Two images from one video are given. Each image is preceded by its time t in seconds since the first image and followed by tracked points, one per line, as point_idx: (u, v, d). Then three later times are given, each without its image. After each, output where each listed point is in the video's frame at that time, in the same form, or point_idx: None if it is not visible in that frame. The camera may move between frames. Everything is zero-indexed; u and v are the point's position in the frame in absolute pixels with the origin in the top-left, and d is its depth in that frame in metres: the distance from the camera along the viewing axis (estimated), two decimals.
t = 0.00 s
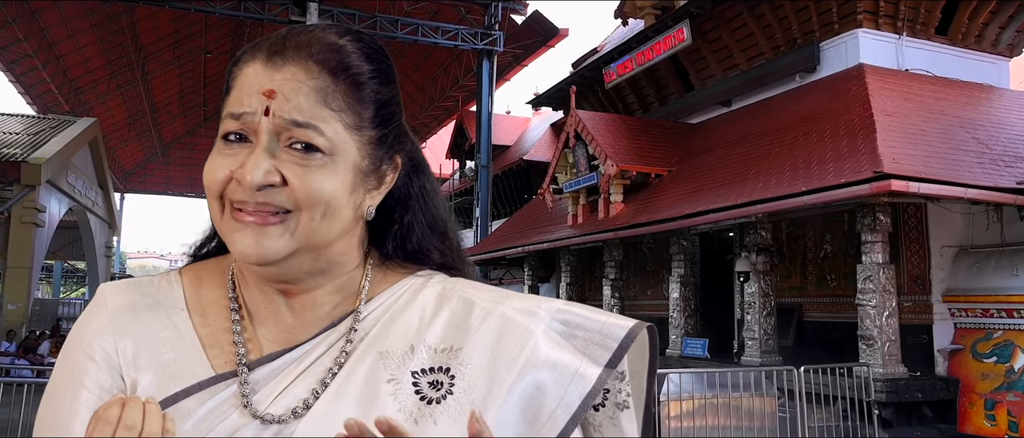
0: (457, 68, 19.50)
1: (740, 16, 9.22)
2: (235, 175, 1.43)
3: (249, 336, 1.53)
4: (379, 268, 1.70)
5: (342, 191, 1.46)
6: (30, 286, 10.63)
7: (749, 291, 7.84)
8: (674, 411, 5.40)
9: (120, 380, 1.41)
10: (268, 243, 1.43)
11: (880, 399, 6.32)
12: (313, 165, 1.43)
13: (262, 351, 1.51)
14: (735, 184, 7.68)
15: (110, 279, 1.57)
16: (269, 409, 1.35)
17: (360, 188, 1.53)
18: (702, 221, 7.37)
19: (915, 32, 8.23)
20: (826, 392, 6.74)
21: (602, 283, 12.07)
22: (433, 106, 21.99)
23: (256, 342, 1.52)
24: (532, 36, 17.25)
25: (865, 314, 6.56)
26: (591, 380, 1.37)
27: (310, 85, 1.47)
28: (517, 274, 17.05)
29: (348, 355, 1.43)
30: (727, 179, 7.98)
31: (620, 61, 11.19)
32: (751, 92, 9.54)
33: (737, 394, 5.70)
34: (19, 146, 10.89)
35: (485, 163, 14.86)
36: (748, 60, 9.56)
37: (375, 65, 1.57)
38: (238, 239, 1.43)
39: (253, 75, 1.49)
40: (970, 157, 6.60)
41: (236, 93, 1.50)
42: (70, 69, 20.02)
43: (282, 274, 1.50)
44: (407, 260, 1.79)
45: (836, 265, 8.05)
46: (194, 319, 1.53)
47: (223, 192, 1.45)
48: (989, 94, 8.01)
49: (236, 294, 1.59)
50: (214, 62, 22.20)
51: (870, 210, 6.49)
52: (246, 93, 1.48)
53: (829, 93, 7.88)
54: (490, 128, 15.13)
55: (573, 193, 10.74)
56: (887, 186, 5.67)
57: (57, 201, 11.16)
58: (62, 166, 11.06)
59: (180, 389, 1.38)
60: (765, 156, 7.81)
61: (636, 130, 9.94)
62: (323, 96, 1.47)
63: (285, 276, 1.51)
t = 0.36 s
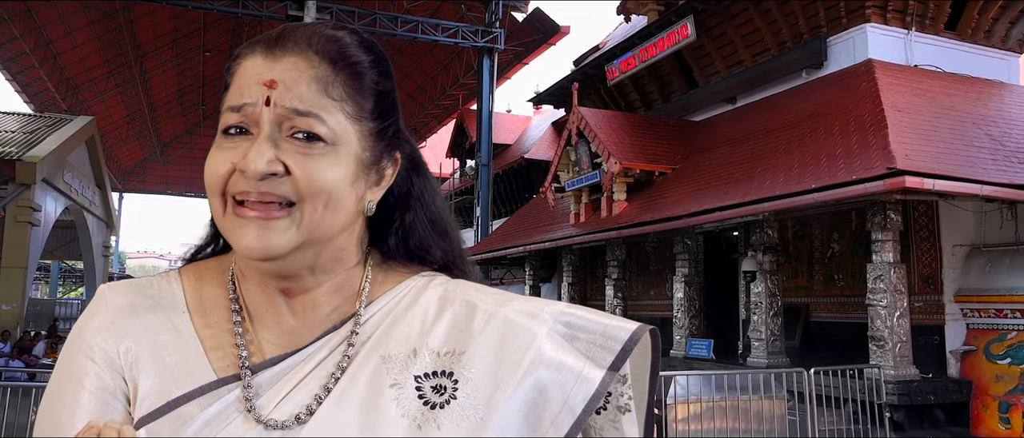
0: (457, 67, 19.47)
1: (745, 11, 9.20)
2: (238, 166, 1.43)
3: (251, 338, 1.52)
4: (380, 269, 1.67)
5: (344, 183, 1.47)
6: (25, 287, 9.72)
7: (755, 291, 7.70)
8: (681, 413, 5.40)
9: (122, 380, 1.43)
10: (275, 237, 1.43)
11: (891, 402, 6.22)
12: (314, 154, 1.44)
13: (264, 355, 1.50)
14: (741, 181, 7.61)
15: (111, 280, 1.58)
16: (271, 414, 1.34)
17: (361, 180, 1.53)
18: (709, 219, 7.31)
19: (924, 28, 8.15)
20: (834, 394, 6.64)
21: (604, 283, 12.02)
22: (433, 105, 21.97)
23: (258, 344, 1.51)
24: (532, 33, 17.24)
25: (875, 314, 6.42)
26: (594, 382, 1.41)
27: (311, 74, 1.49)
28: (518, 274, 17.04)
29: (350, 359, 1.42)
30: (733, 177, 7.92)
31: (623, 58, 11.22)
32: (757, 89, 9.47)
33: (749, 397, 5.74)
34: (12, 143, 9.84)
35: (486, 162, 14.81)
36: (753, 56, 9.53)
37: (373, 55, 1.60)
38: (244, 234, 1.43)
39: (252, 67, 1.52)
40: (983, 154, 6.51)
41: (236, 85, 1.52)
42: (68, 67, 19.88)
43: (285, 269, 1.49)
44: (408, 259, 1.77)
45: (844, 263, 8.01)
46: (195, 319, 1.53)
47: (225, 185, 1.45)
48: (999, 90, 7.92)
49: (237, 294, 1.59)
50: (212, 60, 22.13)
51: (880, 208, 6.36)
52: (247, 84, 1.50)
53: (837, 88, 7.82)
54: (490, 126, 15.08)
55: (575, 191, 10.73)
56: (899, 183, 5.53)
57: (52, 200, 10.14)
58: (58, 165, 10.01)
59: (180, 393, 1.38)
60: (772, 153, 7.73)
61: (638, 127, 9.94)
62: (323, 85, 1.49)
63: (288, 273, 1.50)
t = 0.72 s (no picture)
0: (457, 66, 19.47)
1: (750, 7, 9.17)
2: (253, 170, 1.49)
3: (253, 341, 1.54)
4: (382, 272, 1.69)
5: (359, 177, 1.55)
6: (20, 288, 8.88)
7: (761, 291, 7.57)
8: (688, 417, 5.36)
9: (122, 384, 1.43)
10: (293, 236, 1.47)
11: (902, 404, 6.07)
12: (327, 149, 1.51)
13: (266, 356, 1.51)
14: (748, 179, 7.54)
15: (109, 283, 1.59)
16: (275, 415, 1.35)
17: (369, 172, 1.62)
18: (716, 218, 7.22)
19: (934, 22, 8.06)
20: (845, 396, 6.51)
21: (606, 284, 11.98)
22: (433, 104, 21.97)
23: (260, 346, 1.53)
24: (533, 31, 17.24)
25: (885, 314, 6.30)
26: (595, 383, 1.42)
27: (315, 70, 1.56)
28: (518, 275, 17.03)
29: (352, 359, 1.43)
30: (739, 174, 7.85)
31: (626, 55, 11.19)
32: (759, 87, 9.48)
33: (754, 400, 5.54)
34: (7, 141, 9.09)
35: (486, 161, 14.79)
36: (758, 52, 9.50)
37: (366, 49, 1.68)
38: (264, 237, 1.47)
39: (253, 70, 1.56)
40: (996, 149, 6.41)
41: (238, 88, 1.56)
42: (65, 65, 19.80)
43: (298, 268, 1.53)
44: (407, 253, 1.93)
45: (851, 263, 7.96)
46: (196, 322, 1.54)
47: (239, 192, 1.50)
48: (1010, 85, 7.84)
49: (239, 296, 1.61)
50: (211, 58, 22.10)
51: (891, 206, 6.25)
52: (252, 87, 1.54)
53: (850, 84, 7.67)
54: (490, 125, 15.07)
55: (577, 190, 10.72)
56: (914, 179, 5.43)
57: (49, 199, 9.19)
58: (55, 163, 9.13)
59: (183, 394, 1.39)
60: (779, 150, 7.67)
61: (643, 125, 9.90)
62: (328, 81, 1.56)
63: (300, 271, 1.54)
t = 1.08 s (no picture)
0: (457, 63, 19.45)
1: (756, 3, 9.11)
2: (241, 171, 1.52)
3: (257, 342, 1.60)
4: (384, 274, 1.75)
5: (345, 171, 1.57)
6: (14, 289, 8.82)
7: (767, 291, 7.50)
8: (695, 422, 5.03)
9: (125, 386, 1.48)
10: (284, 235, 1.50)
11: (913, 407, 5.96)
12: (312, 143, 1.54)
13: (269, 356, 1.57)
14: (755, 176, 7.44)
15: (118, 283, 1.66)
16: (276, 416, 1.41)
17: (359, 165, 1.65)
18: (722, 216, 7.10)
19: (942, 17, 8.03)
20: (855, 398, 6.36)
21: (608, 284, 11.96)
22: (433, 102, 21.95)
23: (263, 347, 1.58)
24: (534, 29, 17.23)
25: (896, 315, 6.18)
26: (599, 385, 1.51)
27: (294, 66, 1.60)
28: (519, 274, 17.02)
29: (356, 361, 1.50)
30: (746, 172, 7.73)
31: (628, 52, 11.14)
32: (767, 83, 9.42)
33: (764, 403, 5.38)
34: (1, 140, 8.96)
35: (486, 160, 14.78)
36: (764, 48, 9.46)
37: (347, 42, 1.71)
38: (258, 238, 1.50)
39: (235, 72, 1.61)
40: (1010, 144, 6.33)
41: (222, 93, 1.61)
42: (62, 63, 19.75)
43: (295, 270, 1.57)
44: (405, 255, 1.91)
45: (860, 262, 7.87)
46: (201, 324, 1.60)
47: (230, 197, 1.53)
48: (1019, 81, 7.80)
49: (243, 297, 1.67)
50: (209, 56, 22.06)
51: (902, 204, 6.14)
52: (234, 89, 1.59)
53: (858, 81, 7.56)
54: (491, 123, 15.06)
55: (579, 189, 10.70)
56: (929, 176, 5.28)
57: (43, 199, 9.05)
58: (50, 162, 8.97)
59: (185, 395, 1.44)
60: (786, 146, 7.57)
61: (646, 122, 9.91)
62: (308, 76, 1.60)
63: (299, 273, 1.58)
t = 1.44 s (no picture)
0: (457, 62, 19.44)
1: None
2: (260, 170, 1.52)
3: (256, 343, 1.58)
4: (385, 273, 1.75)
5: (362, 174, 1.60)
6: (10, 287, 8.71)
7: (774, 290, 7.42)
8: (703, 426, 5.01)
9: (123, 387, 1.46)
10: (301, 234, 1.52)
11: (927, 411, 5.78)
12: (332, 147, 1.57)
13: (267, 357, 1.55)
14: (763, 174, 7.36)
15: (116, 284, 1.63)
16: (275, 417, 1.41)
17: (373, 170, 1.67)
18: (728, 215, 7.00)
19: (952, 12, 7.98)
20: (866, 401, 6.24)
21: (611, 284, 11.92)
22: (433, 101, 21.94)
23: (262, 348, 1.57)
24: (534, 26, 17.22)
25: (908, 316, 6.03)
26: (597, 388, 1.48)
27: (318, 69, 1.62)
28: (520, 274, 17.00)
29: (354, 361, 1.49)
30: (753, 169, 7.67)
31: (631, 49, 11.14)
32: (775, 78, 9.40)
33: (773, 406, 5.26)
34: None
35: (487, 158, 14.75)
36: (768, 44, 9.41)
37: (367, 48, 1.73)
38: (270, 237, 1.51)
39: (256, 71, 1.62)
40: None
41: (241, 91, 1.62)
42: (59, 61, 19.69)
43: (302, 270, 1.57)
44: (403, 255, 1.89)
45: (867, 262, 7.72)
46: (200, 324, 1.58)
47: (246, 194, 1.53)
48: None
49: (242, 299, 1.65)
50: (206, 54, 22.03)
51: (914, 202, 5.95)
52: (255, 89, 1.60)
53: (867, 77, 7.50)
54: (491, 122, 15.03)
55: (581, 187, 10.68)
56: (945, 173, 5.11)
57: (40, 197, 8.93)
58: (46, 160, 8.86)
59: (185, 395, 1.43)
60: (795, 142, 7.52)
61: (650, 119, 9.88)
62: (330, 80, 1.62)
63: (304, 273, 1.58)
